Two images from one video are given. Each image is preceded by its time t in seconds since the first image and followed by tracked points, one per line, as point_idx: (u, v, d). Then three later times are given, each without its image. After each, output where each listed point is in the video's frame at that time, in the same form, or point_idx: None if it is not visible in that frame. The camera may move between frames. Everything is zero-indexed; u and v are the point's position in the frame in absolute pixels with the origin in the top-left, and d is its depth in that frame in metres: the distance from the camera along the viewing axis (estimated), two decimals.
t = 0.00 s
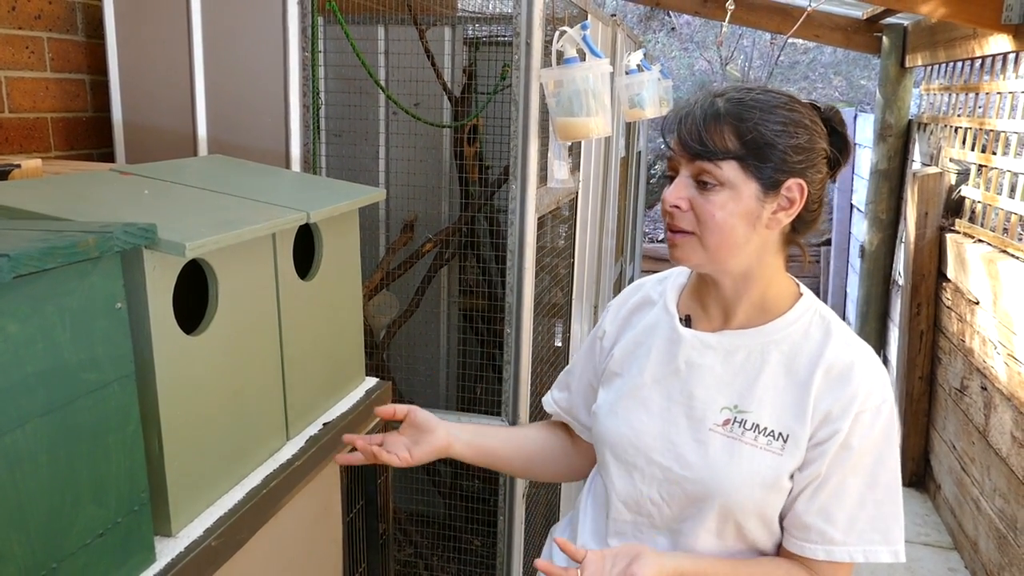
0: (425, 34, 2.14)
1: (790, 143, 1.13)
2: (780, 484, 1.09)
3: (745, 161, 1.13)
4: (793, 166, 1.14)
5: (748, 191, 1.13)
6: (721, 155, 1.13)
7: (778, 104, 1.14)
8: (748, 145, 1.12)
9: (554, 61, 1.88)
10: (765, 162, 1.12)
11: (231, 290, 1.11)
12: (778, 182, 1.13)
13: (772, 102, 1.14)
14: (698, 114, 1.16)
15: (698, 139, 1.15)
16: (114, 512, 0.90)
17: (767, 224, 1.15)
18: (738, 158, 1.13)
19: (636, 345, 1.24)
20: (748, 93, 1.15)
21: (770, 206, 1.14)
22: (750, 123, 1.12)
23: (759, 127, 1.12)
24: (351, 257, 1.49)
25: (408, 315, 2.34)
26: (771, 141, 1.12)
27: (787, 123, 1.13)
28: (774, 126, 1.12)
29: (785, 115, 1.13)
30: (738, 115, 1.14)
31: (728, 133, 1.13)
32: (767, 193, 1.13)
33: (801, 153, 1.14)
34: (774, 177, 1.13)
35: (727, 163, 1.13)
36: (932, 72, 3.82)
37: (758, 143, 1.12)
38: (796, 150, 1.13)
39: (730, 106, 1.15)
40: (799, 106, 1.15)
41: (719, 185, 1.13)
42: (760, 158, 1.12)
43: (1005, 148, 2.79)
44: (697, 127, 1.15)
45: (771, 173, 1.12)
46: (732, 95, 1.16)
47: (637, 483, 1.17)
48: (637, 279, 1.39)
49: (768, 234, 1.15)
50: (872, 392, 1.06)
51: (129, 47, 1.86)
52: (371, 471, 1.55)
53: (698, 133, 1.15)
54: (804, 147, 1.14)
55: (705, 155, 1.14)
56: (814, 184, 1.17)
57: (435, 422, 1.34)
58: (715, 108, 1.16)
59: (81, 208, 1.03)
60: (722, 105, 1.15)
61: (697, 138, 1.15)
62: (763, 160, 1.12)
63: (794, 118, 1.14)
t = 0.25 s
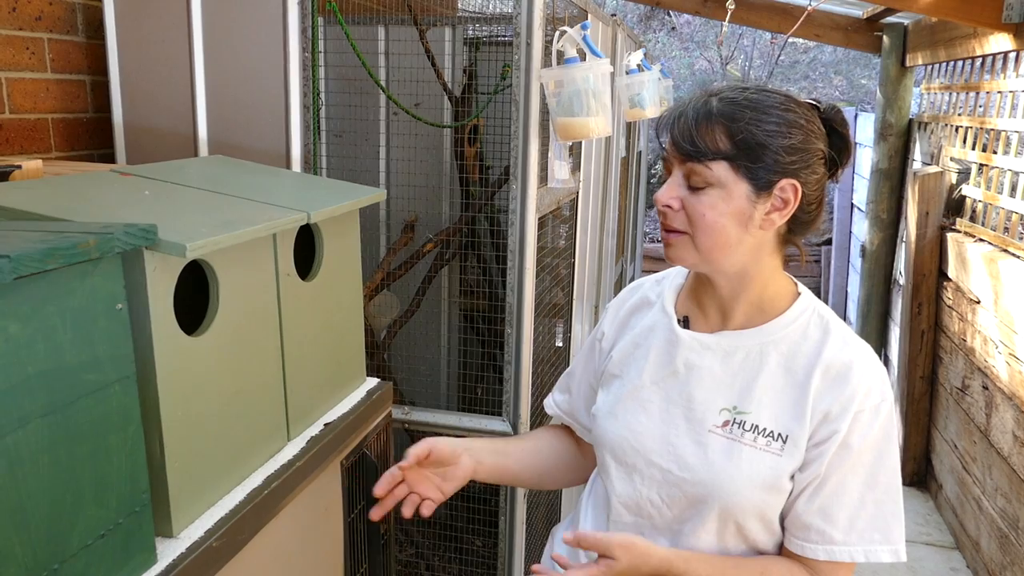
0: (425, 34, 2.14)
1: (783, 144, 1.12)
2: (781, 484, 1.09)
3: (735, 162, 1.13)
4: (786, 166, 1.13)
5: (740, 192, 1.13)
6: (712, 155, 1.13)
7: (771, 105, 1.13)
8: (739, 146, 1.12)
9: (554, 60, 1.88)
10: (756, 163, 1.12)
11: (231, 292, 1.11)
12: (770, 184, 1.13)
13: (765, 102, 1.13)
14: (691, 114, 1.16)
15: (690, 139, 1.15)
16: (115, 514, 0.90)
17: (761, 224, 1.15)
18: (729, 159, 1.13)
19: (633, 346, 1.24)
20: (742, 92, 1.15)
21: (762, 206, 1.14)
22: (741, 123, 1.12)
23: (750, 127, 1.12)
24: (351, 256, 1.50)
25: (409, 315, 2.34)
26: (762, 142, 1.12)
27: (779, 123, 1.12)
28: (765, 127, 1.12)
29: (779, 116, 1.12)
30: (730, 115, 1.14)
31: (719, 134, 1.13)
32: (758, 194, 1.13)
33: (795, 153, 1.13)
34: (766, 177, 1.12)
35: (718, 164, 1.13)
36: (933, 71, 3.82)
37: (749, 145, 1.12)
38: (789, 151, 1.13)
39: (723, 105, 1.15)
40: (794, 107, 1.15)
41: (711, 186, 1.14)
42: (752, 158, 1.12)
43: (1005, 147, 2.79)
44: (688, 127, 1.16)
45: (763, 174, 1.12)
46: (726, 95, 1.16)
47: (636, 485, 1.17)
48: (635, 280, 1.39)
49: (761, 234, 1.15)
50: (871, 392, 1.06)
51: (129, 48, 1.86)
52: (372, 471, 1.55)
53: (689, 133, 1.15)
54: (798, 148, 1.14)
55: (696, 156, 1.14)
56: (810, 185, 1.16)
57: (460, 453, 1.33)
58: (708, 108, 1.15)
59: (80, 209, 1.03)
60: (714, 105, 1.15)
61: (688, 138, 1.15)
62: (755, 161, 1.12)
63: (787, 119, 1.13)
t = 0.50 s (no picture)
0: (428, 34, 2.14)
1: (793, 141, 1.12)
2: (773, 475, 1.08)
3: (744, 157, 1.12)
4: (794, 164, 1.13)
5: (746, 188, 1.13)
6: (721, 149, 1.13)
7: (783, 102, 1.13)
8: (749, 141, 1.12)
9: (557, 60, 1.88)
10: (765, 159, 1.12)
11: (235, 289, 1.11)
12: (777, 181, 1.12)
13: (776, 99, 1.13)
14: (701, 108, 1.16)
15: (699, 132, 1.14)
16: (118, 512, 0.90)
17: (766, 222, 1.14)
18: (737, 154, 1.13)
19: (637, 345, 1.24)
20: (754, 88, 1.14)
21: (768, 203, 1.13)
22: (752, 118, 1.12)
23: (761, 123, 1.11)
24: (353, 256, 1.49)
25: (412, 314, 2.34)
26: (773, 138, 1.11)
27: (790, 121, 1.12)
28: (776, 123, 1.12)
29: (789, 113, 1.12)
30: (740, 110, 1.13)
31: (729, 128, 1.13)
32: (765, 191, 1.13)
33: (803, 152, 1.13)
34: (774, 175, 1.12)
35: (726, 159, 1.13)
36: (936, 71, 3.81)
37: (759, 140, 1.12)
38: (798, 148, 1.13)
39: (733, 100, 1.14)
40: (803, 105, 1.14)
41: (718, 180, 1.13)
42: (761, 154, 1.12)
43: (1009, 147, 2.78)
44: (698, 120, 1.15)
45: (771, 171, 1.12)
46: (736, 90, 1.15)
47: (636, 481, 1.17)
48: (637, 278, 1.39)
49: (766, 233, 1.15)
50: (870, 385, 1.05)
51: (132, 48, 1.86)
52: (375, 471, 1.55)
53: (699, 126, 1.15)
54: (806, 146, 1.14)
55: (705, 149, 1.14)
56: (815, 184, 1.16)
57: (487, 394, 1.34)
58: (718, 102, 1.15)
59: (84, 208, 1.03)
60: (726, 99, 1.15)
61: (698, 131, 1.14)
62: (763, 156, 1.12)
63: (798, 116, 1.13)
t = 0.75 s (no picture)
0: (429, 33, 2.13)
1: (798, 143, 1.11)
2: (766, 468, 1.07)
3: (748, 159, 1.12)
4: (799, 166, 1.12)
5: (750, 189, 1.12)
6: (725, 151, 1.13)
7: (789, 104, 1.12)
8: (752, 143, 1.12)
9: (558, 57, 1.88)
10: (769, 162, 1.11)
11: (238, 288, 1.11)
12: (781, 183, 1.12)
13: (783, 100, 1.12)
14: (708, 108, 1.16)
15: (703, 133, 1.15)
16: (122, 513, 0.90)
17: (770, 224, 1.14)
18: (741, 156, 1.12)
19: (643, 341, 1.25)
20: (761, 89, 1.14)
21: (772, 206, 1.13)
22: (756, 120, 1.11)
23: (765, 125, 1.11)
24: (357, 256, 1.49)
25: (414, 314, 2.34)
26: (777, 141, 1.11)
27: (795, 123, 1.11)
28: (781, 126, 1.11)
29: (795, 115, 1.11)
30: (746, 111, 1.13)
31: (733, 129, 1.13)
32: (768, 194, 1.12)
33: (809, 154, 1.12)
34: (778, 177, 1.11)
35: (730, 160, 1.13)
36: (938, 68, 3.80)
37: (762, 142, 1.11)
38: (803, 151, 1.12)
39: (739, 100, 1.14)
40: (811, 106, 1.14)
41: (721, 181, 1.13)
42: (765, 156, 1.11)
43: (1011, 144, 2.78)
44: (704, 120, 1.15)
45: (775, 173, 1.11)
46: (744, 91, 1.15)
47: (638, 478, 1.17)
48: (647, 275, 1.39)
49: (770, 234, 1.14)
50: (870, 384, 1.04)
51: (133, 48, 1.86)
52: (378, 470, 1.55)
53: (704, 127, 1.15)
54: (813, 149, 1.12)
55: (708, 150, 1.14)
56: (823, 187, 1.15)
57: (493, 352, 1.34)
58: (724, 102, 1.15)
59: (86, 208, 1.03)
60: (732, 100, 1.14)
61: (702, 132, 1.15)
62: (767, 159, 1.11)
63: (804, 119, 1.12)
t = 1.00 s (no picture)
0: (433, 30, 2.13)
1: (806, 143, 1.11)
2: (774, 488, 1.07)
3: (756, 159, 1.11)
4: (807, 166, 1.12)
5: (758, 190, 1.12)
6: (733, 151, 1.12)
7: (796, 103, 1.12)
8: (760, 143, 1.11)
9: (563, 55, 1.91)
10: (778, 162, 1.11)
11: (240, 286, 1.11)
12: (789, 183, 1.11)
13: (789, 99, 1.12)
14: (714, 108, 1.15)
15: (710, 134, 1.14)
16: (123, 510, 0.90)
17: (777, 224, 1.13)
18: (749, 156, 1.12)
19: (645, 343, 1.24)
20: (767, 88, 1.13)
21: (779, 206, 1.12)
22: (764, 120, 1.11)
23: (773, 125, 1.10)
24: (358, 253, 1.48)
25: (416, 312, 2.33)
26: (785, 140, 1.10)
27: (803, 122, 1.11)
28: (789, 125, 1.10)
29: (802, 114, 1.11)
30: (753, 111, 1.12)
31: (741, 129, 1.12)
32: (777, 194, 1.12)
33: (816, 154, 1.12)
34: (787, 176, 1.11)
35: (737, 161, 1.12)
36: (942, 69, 3.79)
37: (771, 141, 1.11)
38: (811, 151, 1.11)
39: (746, 100, 1.13)
40: (818, 105, 1.13)
41: (729, 182, 1.13)
42: (773, 156, 1.11)
43: (1015, 145, 2.77)
44: (710, 121, 1.14)
45: (783, 173, 1.11)
46: (749, 91, 1.14)
47: (639, 481, 1.17)
48: (648, 274, 1.39)
49: (777, 235, 1.14)
50: (877, 397, 1.04)
51: (136, 44, 1.85)
52: (380, 468, 1.55)
53: (710, 128, 1.14)
54: (820, 148, 1.12)
55: (715, 151, 1.13)
56: (829, 186, 1.15)
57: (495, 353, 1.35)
58: (730, 102, 1.14)
59: (89, 204, 1.02)
60: (738, 99, 1.14)
61: (709, 132, 1.14)
62: (775, 159, 1.11)
63: (812, 118, 1.11)
